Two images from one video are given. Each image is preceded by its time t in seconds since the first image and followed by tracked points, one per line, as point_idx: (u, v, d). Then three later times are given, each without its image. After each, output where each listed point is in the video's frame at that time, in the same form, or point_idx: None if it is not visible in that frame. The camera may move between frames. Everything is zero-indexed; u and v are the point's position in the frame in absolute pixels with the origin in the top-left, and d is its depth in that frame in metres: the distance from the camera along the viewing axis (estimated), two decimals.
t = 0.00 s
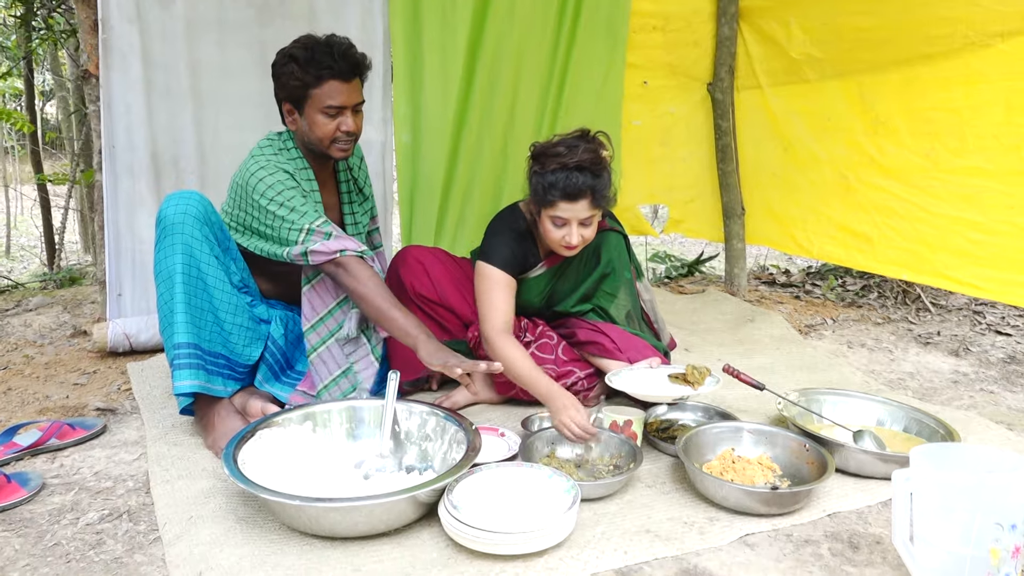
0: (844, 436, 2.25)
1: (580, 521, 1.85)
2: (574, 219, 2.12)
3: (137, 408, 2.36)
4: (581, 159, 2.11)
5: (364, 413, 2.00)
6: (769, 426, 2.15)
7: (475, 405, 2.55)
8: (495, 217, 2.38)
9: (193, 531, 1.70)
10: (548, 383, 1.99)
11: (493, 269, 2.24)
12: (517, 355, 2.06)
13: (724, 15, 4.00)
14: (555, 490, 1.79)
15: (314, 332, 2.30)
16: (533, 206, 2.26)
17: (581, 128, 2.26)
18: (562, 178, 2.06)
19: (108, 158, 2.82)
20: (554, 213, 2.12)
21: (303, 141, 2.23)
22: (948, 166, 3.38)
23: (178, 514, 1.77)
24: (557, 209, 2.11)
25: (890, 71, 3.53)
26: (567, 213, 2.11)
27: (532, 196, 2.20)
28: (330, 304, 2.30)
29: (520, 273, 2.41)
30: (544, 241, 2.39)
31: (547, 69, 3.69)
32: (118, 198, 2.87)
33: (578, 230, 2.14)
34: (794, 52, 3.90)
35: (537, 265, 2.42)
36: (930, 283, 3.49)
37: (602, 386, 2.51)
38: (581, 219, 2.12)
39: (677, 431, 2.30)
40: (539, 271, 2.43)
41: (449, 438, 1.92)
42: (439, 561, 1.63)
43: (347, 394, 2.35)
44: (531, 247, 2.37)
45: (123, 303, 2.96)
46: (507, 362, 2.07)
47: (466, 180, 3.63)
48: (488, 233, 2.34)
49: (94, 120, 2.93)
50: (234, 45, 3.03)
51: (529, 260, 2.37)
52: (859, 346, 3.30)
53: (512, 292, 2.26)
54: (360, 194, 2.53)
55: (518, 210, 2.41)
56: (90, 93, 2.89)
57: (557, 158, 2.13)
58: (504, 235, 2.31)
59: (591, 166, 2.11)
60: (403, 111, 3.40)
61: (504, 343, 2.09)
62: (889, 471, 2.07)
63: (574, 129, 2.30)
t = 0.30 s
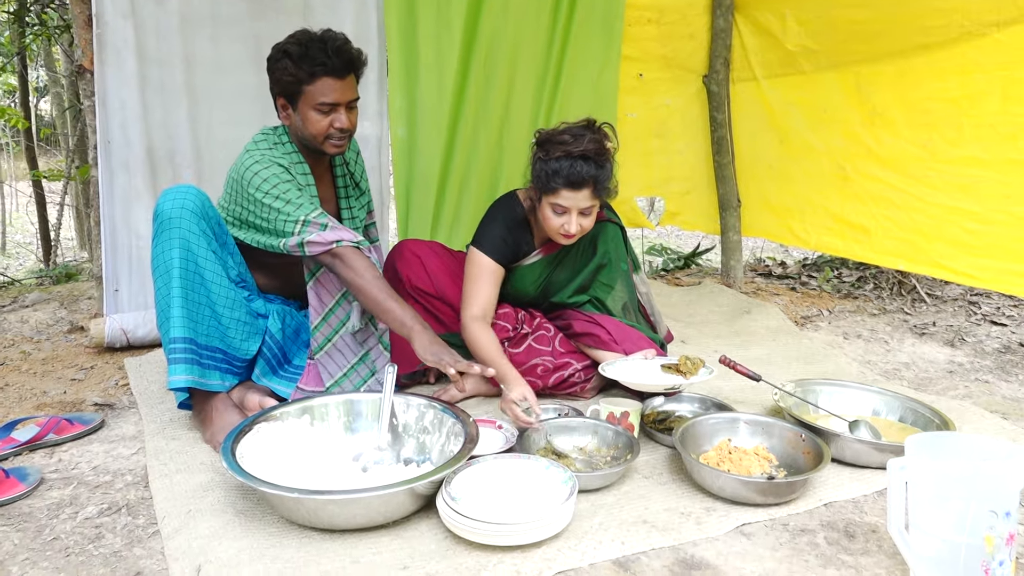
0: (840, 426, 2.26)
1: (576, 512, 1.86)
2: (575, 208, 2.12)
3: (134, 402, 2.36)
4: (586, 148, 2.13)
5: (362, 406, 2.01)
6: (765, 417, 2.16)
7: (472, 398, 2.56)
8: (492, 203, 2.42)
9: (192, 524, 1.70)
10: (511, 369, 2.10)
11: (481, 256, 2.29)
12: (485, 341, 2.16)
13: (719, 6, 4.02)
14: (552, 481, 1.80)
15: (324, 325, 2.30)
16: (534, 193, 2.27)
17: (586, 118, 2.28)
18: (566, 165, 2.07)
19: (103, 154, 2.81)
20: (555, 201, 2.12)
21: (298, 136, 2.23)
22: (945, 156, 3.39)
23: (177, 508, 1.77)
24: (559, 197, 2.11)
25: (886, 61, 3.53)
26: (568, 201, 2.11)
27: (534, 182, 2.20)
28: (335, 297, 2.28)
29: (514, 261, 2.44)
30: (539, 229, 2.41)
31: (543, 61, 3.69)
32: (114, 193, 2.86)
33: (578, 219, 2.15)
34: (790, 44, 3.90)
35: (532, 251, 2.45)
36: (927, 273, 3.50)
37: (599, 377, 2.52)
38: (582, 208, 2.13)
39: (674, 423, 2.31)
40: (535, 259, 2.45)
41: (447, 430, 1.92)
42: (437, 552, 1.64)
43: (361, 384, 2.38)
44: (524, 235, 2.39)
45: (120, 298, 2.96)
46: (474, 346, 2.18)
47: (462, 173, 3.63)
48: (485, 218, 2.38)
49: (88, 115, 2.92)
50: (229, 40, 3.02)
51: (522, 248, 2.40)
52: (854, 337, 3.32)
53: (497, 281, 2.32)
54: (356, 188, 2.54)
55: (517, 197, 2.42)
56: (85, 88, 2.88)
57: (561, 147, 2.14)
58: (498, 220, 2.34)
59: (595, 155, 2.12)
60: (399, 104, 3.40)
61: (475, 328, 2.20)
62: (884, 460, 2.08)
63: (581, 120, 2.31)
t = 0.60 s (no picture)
0: (837, 421, 2.27)
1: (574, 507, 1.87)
2: (570, 203, 2.13)
3: (133, 401, 2.37)
4: (581, 144, 2.14)
5: (360, 403, 2.02)
6: (762, 411, 2.17)
7: (470, 394, 2.56)
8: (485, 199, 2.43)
9: (192, 522, 1.71)
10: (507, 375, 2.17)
11: (471, 254, 2.30)
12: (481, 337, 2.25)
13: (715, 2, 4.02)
14: (550, 477, 1.81)
15: (314, 323, 2.30)
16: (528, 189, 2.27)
17: (581, 114, 2.28)
18: (562, 160, 2.08)
19: (100, 152, 2.80)
20: (552, 196, 2.13)
21: (293, 134, 2.23)
22: (942, 151, 3.39)
23: (176, 505, 1.78)
24: (554, 192, 2.12)
25: (883, 56, 3.53)
26: (564, 196, 2.12)
27: (529, 177, 2.20)
28: (325, 296, 2.29)
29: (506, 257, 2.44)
30: (532, 225, 2.41)
31: (540, 57, 3.69)
32: (111, 191, 2.86)
33: (574, 214, 2.16)
34: (786, 39, 3.90)
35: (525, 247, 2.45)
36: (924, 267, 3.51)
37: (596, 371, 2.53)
38: (577, 203, 2.14)
39: (671, 417, 2.31)
40: (529, 255, 2.46)
41: (445, 426, 1.93)
42: (436, 548, 1.65)
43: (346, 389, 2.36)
44: (516, 230, 2.40)
45: (118, 296, 2.96)
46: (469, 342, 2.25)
47: (459, 170, 3.63)
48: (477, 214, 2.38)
49: (84, 113, 2.92)
50: (225, 37, 3.01)
51: (513, 245, 2.40)
52: (851, 331, 3.33)
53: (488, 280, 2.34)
54: (350, 185, 2.54)
55: (510, 192, 2.42)
56: (81, 87, 2.87)
57: (557, 142, 2.14)
58: (491, 217, 2.34)
59: (589, 150, 2.14)
60: (396, 102, 3.40)
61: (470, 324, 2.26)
62: (881, 453, 2.09)
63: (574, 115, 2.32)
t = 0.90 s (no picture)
0: (840, 417, 2.27)
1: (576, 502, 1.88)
2: (585, 192, 2.16)
3: (138, 396, 2.38)
4: (589, 133, 2.17)
5: (364, 398, 2.02)
6: (765, 408, 2.17)
7: (474, 390, 2.57)
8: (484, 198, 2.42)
9: (197, 516, 1.72)
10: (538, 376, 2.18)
11: (478, 253, 2.30)
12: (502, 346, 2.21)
13: None
14: (553, 473, 1.81)
15: (325, 315, 2.30)
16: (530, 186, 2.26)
17: (577, 105, 2.30)
18: (576, 153, 2.10)
19: (105, 148, 2.81)
20: (566, 188, 2.15)
21: (301, 128, 2.23)
22: (946, 147, 3.39)
23: (181, 500, 1.79)
24: (570, 183, 2.13)
25: (886, 52, 3.52)
26: (580, 186, 2.14)
27: (535, 174, 2.20)
28: (336, 287, 2.28)
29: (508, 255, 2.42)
30: (534, 220, 2.40)
31: (543, 53, 3.69)
32: (115, 187, 2.87)
33: (588, 203, 2.19)
34: (790, 36, 3.89)
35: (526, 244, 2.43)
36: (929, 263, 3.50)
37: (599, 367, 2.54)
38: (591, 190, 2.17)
39: (674, 413, 2.31)
40: (531, 253, 2.44)
41: (448, 422, 1.94)
42: (439, 543, 1.65)
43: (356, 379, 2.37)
44: (518, 225, 2.39)
45: (123, 293, 2.97)
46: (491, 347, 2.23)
47: (462, 167, 3.64)
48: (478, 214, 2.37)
49: (89, 110, 2.92)
50: (229, 34, 3.02)
51: (517, 241, 2.39)
52: (855, 328, 3.33)
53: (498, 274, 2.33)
54: (355, 180, 2.54)
55: (507, 189, 2.42)
56: (85, 83, 2.88)
57: (564, 135, 2.16)
58: (493, 213, 2.35)
59: (597, 137, 2.18)
60: (399, 98, 3.40)
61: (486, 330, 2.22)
62: (883, 450, 2.09)
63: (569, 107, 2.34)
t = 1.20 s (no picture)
0: (848, 417, 2.26)
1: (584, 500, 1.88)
2: (592, 181, 2.16)
3: (146, 392, 2.39)
4: (600, 123, 2.18)
5: (372, 396, 2.03)
6: (773, 407, 2.16)
7: (481, 388, 2.57)
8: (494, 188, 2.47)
9: (204, 513, 1.73)
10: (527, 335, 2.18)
11: (482, 241, 2.37)
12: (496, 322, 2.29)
13: None
14: (560, 472, 1.81)
15: (337, 307, 2.31)
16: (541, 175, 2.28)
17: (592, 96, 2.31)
18: (584, 141, 2.12)
19: (114, 146, 2.82)
20: (573, 176, 2.15)
21: (310, 122, 2.23)
22: (958, 146, 3.37)
23: (189, 496, 1.80)
24: (577, 171, 2.14)
25: (897, 50, 3.50)
26: (587, 174, 2.14)
27: (545, 162, 2.21)
28: (347, 280, 2.28)
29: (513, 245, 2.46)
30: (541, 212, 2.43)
31: (551, 51, 3.68)
32: (125, 184, 2.88)
33: (595, 194, 2.18)
34: (799, 34, 3.87)
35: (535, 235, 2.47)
36: (939, 263, 3.48)
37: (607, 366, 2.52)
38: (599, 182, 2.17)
39: (681, 412, 2.30)
40: (539, 243, 2.46)
41: (455, 420, 1.94)
42: (446, 541, 1.65)
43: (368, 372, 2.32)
44: (525, 217, 2.44)
45: (132, 290, 2.98)
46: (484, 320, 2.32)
47: (469, 166, 3.64)
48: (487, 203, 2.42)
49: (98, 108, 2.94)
50: (237, 32, 3.03)
51: (522, 230, 2.44)
52: (863, 328, 3.31)
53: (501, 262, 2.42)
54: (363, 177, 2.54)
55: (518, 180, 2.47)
56: (95, 81, 2.89)
57: (574, 124, 2.17)
58: (500, 205, 2.40)
59: (608, 129, 2.19)
60: (408, 96, 3.40)
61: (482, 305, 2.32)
62: (892, 450, 2.08)
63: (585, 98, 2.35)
